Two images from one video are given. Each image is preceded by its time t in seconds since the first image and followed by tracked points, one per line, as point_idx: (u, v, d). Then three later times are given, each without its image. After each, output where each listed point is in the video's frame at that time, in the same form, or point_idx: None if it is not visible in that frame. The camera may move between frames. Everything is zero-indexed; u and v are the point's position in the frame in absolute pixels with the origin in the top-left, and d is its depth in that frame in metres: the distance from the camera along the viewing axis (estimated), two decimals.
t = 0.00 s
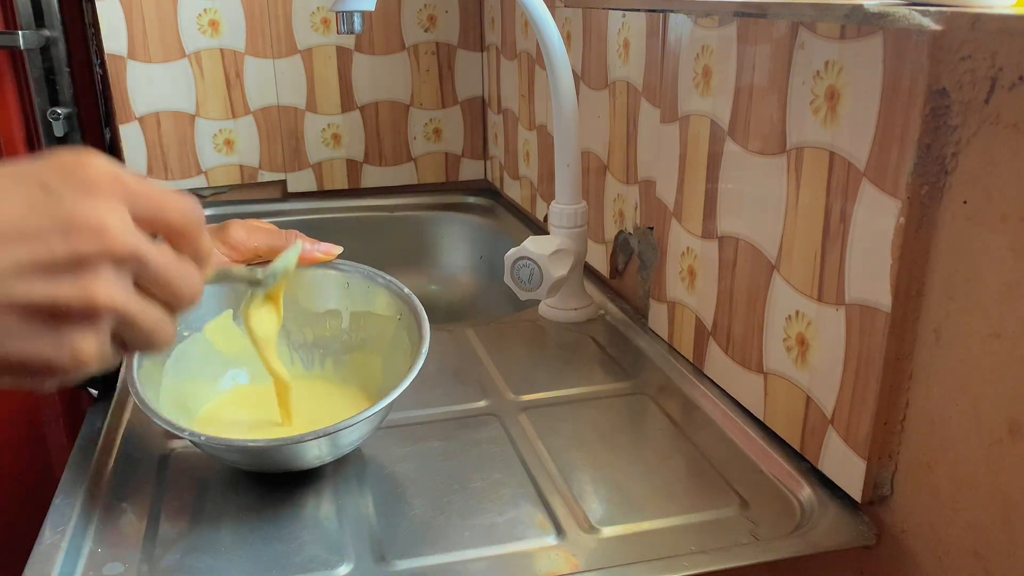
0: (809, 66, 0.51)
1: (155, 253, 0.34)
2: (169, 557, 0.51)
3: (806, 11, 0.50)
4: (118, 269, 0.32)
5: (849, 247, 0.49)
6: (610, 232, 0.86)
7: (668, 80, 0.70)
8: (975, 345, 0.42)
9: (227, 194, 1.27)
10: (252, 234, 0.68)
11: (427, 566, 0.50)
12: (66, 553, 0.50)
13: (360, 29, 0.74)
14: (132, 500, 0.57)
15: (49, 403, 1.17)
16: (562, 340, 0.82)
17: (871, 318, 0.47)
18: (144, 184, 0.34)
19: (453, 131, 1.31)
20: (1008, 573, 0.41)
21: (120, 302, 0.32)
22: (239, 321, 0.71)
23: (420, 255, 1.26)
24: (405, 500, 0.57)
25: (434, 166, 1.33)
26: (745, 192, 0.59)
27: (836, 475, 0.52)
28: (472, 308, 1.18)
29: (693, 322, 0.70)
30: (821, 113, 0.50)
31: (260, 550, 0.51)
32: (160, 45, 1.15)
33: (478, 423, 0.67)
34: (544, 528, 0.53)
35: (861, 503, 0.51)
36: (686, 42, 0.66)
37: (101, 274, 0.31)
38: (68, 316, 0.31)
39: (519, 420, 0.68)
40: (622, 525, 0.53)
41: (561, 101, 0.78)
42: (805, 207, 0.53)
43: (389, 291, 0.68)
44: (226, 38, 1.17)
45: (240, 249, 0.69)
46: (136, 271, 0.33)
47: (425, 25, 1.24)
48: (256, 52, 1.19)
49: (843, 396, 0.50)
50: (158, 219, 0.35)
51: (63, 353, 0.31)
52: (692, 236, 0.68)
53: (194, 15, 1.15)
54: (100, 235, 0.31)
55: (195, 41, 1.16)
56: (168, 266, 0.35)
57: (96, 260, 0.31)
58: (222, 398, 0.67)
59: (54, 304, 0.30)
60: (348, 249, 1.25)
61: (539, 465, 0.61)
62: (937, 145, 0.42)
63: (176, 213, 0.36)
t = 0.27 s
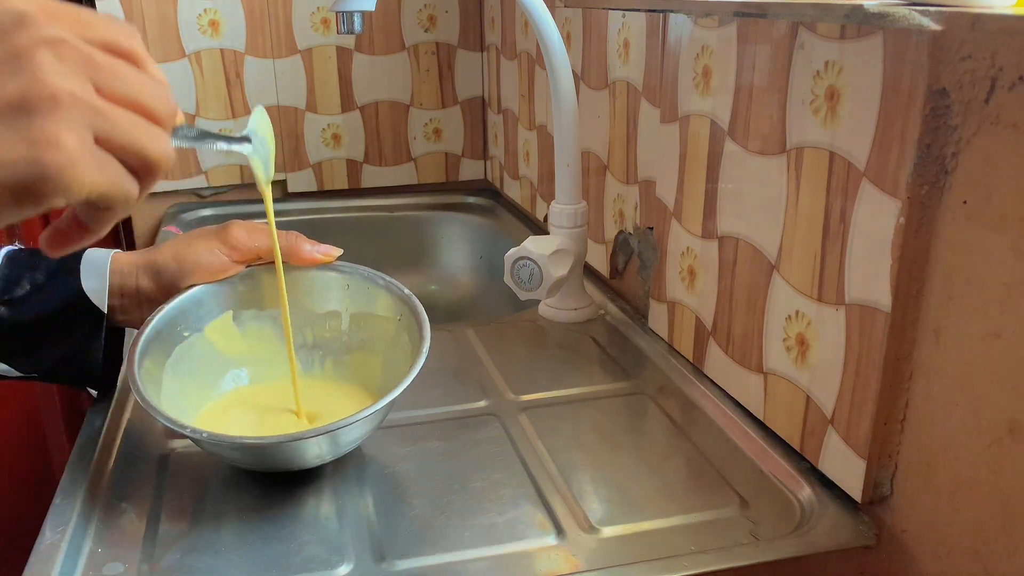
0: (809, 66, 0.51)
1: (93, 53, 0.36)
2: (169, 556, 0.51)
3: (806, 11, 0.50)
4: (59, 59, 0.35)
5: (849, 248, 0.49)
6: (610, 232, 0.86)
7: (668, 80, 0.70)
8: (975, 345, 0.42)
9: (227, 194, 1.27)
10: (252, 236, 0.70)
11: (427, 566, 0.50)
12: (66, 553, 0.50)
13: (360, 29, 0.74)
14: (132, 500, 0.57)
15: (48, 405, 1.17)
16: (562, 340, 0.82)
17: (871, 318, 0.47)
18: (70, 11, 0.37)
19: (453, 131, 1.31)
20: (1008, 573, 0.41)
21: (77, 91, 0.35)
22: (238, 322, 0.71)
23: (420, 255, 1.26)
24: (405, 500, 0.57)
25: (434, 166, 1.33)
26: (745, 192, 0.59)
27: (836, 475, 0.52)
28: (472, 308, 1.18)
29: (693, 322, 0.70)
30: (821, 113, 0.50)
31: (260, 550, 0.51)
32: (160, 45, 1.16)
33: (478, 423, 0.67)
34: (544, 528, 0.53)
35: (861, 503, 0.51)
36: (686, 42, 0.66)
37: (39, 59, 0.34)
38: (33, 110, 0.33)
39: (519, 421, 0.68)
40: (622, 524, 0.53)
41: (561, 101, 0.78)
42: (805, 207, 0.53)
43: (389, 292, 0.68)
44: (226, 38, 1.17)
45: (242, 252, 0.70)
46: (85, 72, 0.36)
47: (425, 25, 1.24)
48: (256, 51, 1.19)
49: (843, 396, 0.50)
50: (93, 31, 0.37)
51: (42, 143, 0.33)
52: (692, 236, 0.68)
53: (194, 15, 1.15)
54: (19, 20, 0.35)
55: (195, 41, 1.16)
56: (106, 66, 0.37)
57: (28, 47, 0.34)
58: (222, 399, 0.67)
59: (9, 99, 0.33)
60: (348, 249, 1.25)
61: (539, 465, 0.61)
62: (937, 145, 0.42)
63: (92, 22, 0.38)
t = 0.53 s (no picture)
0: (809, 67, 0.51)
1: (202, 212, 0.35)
2: (169, 557, 0.51)
3: (806, 11, 0.50)
4: (177, 217, 0.33)
5: (849, 248, 0.49)
6: (609, 232, 0.86)
7: (668, 80, 0.70)
8: (974, 345, 0.42)
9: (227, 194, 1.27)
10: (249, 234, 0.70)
11: (426, 566, 0.50)
12: (65, 554, 0.50)
13: (360, 29, 0.74)
14: (132, 500, 0.57)
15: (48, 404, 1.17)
16: (562, 340, 0.82)
17: (871, 318, 0.47)
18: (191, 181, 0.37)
19: (453, 131, 1.31)
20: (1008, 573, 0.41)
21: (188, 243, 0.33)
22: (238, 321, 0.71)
23: (420, 255, 1.26)
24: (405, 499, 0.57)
25: (434, 165, 1.33)
26: (746, 192, 0.59)
27: (836, 475, 0.52)
28: (472, 308, 1.18)
29: (693, 322, 0.70)
30: (821, 113, 0.50)
31: (260, 550, 0.51)
32: (160, 45, 1.15)
33: (478, 423, 0.67)
34: (545, 528, 0.53)
35: (861, 503, 0.51)
36: (686, 42, 0.66)
37: (161, 219, 0.32)
38: (151, 263, 0.30)
39: (519, 420, 0.68)
40: (622, 525, 0.53)
41: (561, 101, 0.78)
42: (805, 207, 0.53)
43: (389, 291, 0.68)
44: (226, 38, 1.17)
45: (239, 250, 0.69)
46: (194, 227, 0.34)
47: (425, 25, 1.24)
48: (256, 51, 1.19)
49: (843, 396, 0.50)
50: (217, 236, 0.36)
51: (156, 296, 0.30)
52: (692, 236, 0.68)
53: (195, 15, 1.15)
54: (149, 185, 0.33)
55: (195, 41, 1.16)
56: (215, 228, 0.35)
57: (153, 213, 0.32)
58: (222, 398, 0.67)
59: (132, 252, 0.30)
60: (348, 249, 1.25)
61: (539, 465, 0.61)
62: (937, 145, 0.42)
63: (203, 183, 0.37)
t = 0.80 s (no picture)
0: (809, 66, 0.51)
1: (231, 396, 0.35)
2: (168, 557, 0.51)
3: (806, 11, 0.50)
4: (199, 397, 0.33)
5: (849, 248, 0.49)
6: (609, 232, 0.86)
7: (668, 80, 0.70)
8: (974, 345, 0.42)
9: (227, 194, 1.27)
10: (250, 232, 0.71)
11: (426, 566, 0.50)
12: (65, 554, 0.50)
13: (359, 29, 0.74)
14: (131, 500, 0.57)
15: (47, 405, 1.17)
16: (562, 340, 0.82)
17: (871, 318, 0.47)
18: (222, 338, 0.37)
19: (453, 131, 1.31)
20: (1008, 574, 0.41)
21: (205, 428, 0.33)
22: (237, 320, 0.70)
23: (420, 255, 1.26)
24: (405, 500, 0.57)
25: (434, 166, 1.33)
26: (746, 192, 0.59)
27: (836, 475, 0.52)
28: (472, 308, 1.18)
29: (693, 322, 0.70)
30: (821, 113, 0.50)
31: (260, 550, 0.51)
32: (160, 45, 1.15)
33: (478, 423, 0.67)
34: (545, 528, 0.53)
35: (861, 503, 0.51)
36: (686, 42, 0.66)
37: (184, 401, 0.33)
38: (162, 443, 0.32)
39: (519, 420, 0.68)
40: (622, 525, 0.53)
41: (561, 101, 0.78)
42: (805, 208, 0.53)
43: (390, 291, 0.68)
44: (226, 38, 1.17)
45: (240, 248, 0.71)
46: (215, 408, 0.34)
47: (425, 25, 1.24)
48: (257, 52, 1.19)
49: (843, 397, 0.50)
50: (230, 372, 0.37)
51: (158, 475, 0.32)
52: (692, 236, 0.68)
53: (195, 15, 1.15)
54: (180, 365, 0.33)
55: (195, 41, 1.16)
56: (238, 399, 0.35)
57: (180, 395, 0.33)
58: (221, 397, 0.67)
59: (149, 429, 0.31)
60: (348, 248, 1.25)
61: (539, 465, 0.61)
62: (937, 145, 0.42)
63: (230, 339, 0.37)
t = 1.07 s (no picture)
0: (809, 66, 0.51)
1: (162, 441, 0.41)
2: (168, 557, 0.51)
3: (806, 11, 0.50)
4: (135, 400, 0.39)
5: (849, 248, 0.49)
6: (610, 232, 0.86)
7: (668, 80, 0.70)
8: (974, 345, 0.42)
9: (227, 194, 1.27)
10: (254, 231, 0.71)
11: (427, 565, 0.50)
12: (66, 554, 0.50)
13: (360, 29, 0.74)
14: (132, 500, 0.57)
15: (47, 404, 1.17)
16: (562, 340, 0.82)
17: (872, 318, 0.47)
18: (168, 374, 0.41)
19: (453, 131, 1.31)
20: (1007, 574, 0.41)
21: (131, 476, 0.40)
22: (240, 318, 0.70)
23: (420, 255, 1.26)
24: (405, 499, 0.57)
25: (434, 166, 1.33)
26: (745, 192, 0.59)
27: (835, 475, 0.52)
28: (472, 308, 1.18)
29: (693, 322, 0.70)
30: (821, 113, 0.50)
31: (260, 551, 0.51)
32: (160, 45, 1.15)
33: (478, 423, 0.67)
34: (545, 528, 0.53)
35: (861, 503, 0.51)
36: (686, 42, 0.66)
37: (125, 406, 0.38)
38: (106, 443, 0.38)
39: (519, 420, 0.68)
40: (622, 525, 0.53)
41: (561, 101, 0.78)
42: (805, 208, 0.53)
43: (392, 292, 0.68)
44: (226, 38, 1.17)
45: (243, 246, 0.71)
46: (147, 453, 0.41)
47: (425, 25, 1.24)
48: (256, 52, 1.19)
49: (843, 397, 0.50)
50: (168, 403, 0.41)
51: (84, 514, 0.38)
52: (692, 236, 0.68)
53: (195, 15, 1.15)
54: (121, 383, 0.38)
55: (195, 41, 1.16)
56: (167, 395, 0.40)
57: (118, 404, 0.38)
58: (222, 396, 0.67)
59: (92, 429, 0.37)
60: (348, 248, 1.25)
61: (539, 465, 0.61)
62: (937, 145, 0.42)
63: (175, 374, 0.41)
